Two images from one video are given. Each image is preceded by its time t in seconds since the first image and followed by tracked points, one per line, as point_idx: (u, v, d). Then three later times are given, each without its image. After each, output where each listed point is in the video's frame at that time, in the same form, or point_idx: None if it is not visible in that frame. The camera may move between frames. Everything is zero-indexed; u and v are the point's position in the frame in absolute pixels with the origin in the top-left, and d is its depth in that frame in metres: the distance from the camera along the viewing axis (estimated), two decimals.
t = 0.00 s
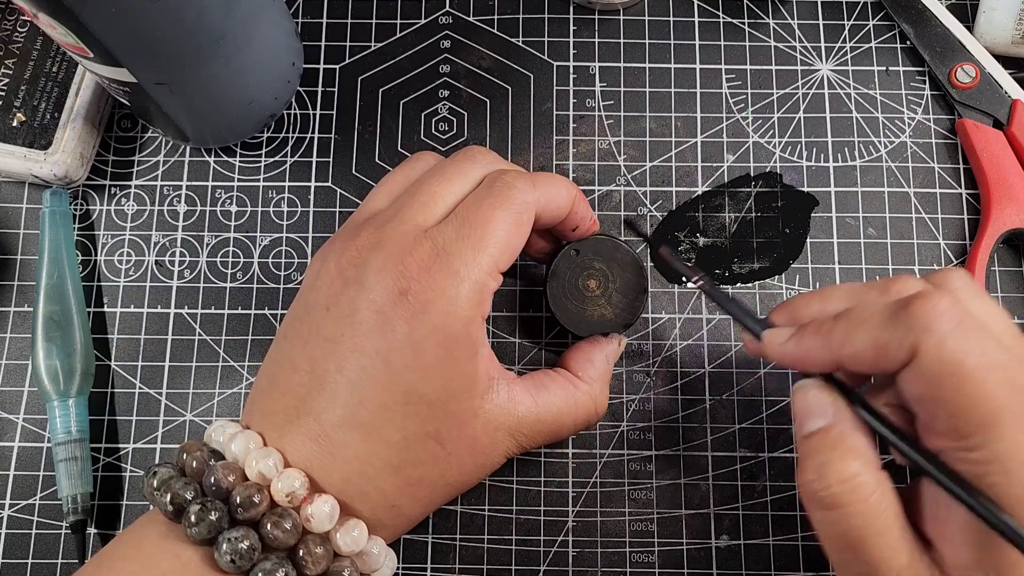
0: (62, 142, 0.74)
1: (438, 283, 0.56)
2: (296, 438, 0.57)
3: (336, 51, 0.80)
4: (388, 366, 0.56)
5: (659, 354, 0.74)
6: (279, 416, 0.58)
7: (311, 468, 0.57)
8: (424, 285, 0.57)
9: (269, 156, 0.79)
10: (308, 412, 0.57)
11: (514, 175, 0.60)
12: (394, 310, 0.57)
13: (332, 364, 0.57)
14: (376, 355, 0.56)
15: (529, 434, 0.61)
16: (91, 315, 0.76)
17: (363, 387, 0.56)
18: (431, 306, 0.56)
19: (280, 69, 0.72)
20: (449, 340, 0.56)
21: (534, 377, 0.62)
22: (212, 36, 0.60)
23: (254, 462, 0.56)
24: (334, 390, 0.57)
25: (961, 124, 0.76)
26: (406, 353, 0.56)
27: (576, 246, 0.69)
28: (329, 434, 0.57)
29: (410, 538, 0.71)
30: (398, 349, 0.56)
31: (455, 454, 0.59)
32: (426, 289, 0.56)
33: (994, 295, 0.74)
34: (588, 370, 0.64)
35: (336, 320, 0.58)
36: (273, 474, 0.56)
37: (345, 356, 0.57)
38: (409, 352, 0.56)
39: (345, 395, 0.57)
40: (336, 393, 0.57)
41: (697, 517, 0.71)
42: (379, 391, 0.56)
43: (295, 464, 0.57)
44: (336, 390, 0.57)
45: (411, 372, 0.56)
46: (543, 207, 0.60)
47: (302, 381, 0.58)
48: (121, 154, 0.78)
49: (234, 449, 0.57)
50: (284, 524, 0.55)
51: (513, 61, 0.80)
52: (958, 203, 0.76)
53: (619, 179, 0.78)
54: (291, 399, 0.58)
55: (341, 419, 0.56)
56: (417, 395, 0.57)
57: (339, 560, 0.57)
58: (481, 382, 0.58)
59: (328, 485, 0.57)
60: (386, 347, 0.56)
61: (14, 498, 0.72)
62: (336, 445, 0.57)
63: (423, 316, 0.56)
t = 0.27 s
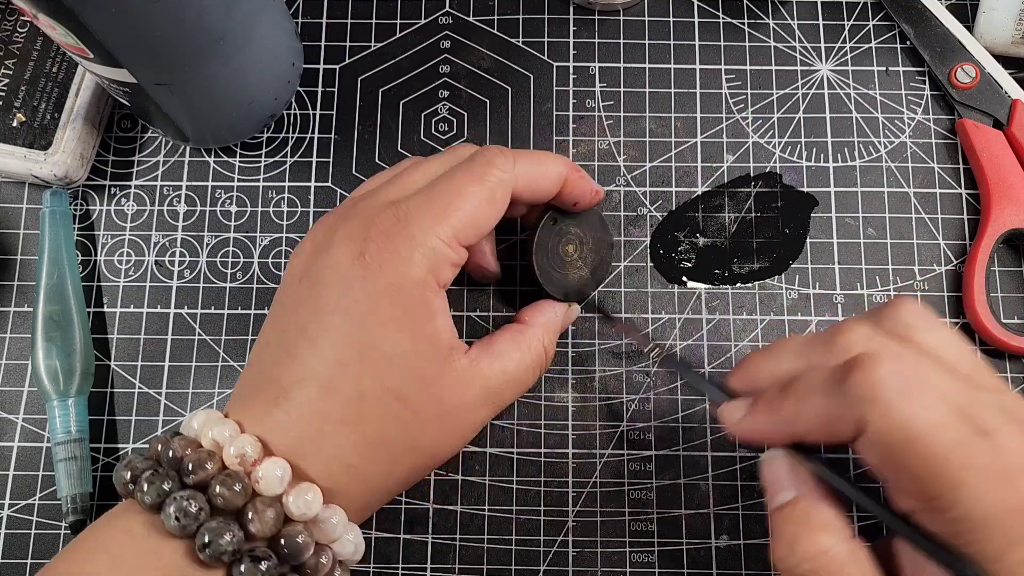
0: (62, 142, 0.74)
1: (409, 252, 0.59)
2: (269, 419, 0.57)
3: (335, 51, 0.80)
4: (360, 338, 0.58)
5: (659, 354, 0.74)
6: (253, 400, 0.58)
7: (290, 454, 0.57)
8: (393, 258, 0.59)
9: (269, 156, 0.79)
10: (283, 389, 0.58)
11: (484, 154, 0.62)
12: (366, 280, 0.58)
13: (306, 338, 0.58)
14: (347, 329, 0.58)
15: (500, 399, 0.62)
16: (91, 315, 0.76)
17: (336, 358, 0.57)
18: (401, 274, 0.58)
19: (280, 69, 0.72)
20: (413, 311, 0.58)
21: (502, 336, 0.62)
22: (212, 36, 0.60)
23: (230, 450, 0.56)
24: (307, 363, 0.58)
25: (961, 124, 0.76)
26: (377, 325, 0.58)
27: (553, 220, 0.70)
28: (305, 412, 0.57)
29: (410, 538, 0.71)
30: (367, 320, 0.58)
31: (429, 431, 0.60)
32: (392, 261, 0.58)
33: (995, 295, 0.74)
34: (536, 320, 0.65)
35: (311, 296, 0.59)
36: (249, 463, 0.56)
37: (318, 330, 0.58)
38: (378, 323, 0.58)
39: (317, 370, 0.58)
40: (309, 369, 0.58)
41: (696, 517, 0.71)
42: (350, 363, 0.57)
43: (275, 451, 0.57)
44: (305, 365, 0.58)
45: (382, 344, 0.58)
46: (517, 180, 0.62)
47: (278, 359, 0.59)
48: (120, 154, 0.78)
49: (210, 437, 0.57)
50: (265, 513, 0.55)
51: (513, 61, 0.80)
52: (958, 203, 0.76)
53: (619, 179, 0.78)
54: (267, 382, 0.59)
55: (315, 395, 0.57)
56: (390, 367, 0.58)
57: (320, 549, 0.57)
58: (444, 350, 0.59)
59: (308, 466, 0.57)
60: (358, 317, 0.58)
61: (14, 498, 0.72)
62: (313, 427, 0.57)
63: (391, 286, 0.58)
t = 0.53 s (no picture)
0: (62, 142, 0.74)
1: (371, 232, 0.58)
2: (235, 404, 0.58)
3: (335, 51, 0.80)
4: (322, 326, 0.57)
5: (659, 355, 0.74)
6: (223, 390, 0.59)
7: (260, 448, 0.58)
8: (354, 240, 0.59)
9: (269, 156, 0.79)
10: (251, 379, 0.58)
11: (445, 133, 0.62)
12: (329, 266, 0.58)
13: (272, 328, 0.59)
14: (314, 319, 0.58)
15: (464, 384, 0.59)
16: (91, 315, 0.76)
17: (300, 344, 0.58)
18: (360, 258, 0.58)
19: (280, 69, 0.72)
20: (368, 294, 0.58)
21: (461, 322, 0.59)
22: (211, 36, 0.60)
23: (205, 450, 0.56)
24: (274, 351, 0.58)
25: (961, 124, 0.76)
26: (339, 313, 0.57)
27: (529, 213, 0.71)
28: (269, 400, 0.58)
29: (410, 538, 0.71)
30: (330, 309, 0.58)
31: (392, 418, 0.58)
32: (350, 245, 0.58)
33: (994, 295, 0.74)
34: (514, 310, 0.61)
35: (280, 283, 0.60)
36: (220, 462, 0.56)
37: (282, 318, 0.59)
38: (338, 309, 0.57)
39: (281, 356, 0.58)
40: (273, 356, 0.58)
41: (696, 517, 0.71)
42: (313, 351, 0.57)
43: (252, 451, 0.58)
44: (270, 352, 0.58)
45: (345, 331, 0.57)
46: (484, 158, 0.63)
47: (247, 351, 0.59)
48: (121, 154, 0.78)
49: (185, 432, 0.57)
50: (238, 517, 0.55)
51: (513, 61, 0.80)
52: (958, 203, 0.76)
53: (619, 180, 0.78)
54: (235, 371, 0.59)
55: (281, 382, 0.58)
56: (348, 350, 0.57)
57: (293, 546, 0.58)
58: (403, 332, 0.58)
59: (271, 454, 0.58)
60: (322, 304, 0.58)
61: (14, 498, 0.72)
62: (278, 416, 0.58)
63: (353, 267, 0.58)
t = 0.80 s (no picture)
0: (62, 142, 0.74)
1: (396, 243, 0.58)
2: (253, 413, 0.57)
3: (335, 51, 0.80)
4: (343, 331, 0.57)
5: (659, 355, 0.74)
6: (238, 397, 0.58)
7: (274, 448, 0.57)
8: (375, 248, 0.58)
9: (269, 156, 0.79)
10: (266, 388, 0.58)
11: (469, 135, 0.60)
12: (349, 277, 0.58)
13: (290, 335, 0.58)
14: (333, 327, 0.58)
15: (487, 400, 0.60)
16: (91, 315, 0.76)
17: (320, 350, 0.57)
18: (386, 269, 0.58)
19: (280, 70, 0.72)
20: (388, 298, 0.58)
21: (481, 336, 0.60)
22: (211, 36, 0.60)
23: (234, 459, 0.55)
24: (294, 357, 0.58)
25: (961, 124, 0.76)
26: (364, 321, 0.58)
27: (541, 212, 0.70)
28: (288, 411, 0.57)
29: (409, 538, 0.71)
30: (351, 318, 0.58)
31: (418, 434, 0.59)
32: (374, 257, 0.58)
33: (995, 295, 0.74)
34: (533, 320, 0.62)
35: (297, 291, 0.60)
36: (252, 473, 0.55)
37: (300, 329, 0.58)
38: (359, 316, 0.58)
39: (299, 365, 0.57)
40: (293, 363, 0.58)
41: (697, 517, 0.71)
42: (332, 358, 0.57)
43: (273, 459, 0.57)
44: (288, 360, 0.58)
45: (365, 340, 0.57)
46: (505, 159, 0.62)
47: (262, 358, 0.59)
48: (121, 154, 0.78)
49: (214, 441, 0.56)
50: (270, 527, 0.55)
51: (513, 61, 0.80)
52: (958, 203, 0.76)
53: (619, 179, 0.78)
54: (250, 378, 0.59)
55: (298, 390, 0.57)
56: (372, 358, 0.57)
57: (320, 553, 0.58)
58: (425, 344, 0.58)
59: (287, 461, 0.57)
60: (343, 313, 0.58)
61: (14, 498, 0.72)
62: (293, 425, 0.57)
63: (385, 279, 0.58)
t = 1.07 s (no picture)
0: (62, 142, 0.74)
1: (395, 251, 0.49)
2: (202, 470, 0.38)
3: (335, 51, 0.80)
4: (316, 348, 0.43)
5: (659, 354, 0.74)
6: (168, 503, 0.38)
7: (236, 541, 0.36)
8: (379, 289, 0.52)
9: (269, 156, 0.79)
10: (315, 463, 0.37)
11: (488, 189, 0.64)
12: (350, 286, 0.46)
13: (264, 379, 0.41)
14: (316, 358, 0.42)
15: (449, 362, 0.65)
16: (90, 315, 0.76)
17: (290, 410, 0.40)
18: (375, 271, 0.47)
19: (280, 70, 0.72)
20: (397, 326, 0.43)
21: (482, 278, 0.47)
22: (212, 37, 0.60)
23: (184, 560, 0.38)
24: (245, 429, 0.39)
25: (961, 124, 0.76)
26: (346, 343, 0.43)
27: (553, 211, 0.76)
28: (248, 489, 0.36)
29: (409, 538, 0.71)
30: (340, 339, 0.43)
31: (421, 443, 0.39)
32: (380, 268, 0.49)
33: (995, 294, 0.74)
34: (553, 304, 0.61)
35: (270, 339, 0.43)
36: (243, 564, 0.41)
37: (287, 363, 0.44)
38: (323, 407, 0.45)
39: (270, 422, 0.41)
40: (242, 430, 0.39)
41: (696, 516, 0.71)
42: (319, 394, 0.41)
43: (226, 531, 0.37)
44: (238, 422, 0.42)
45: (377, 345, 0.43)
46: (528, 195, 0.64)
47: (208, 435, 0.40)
48: (121, 154, 0.78)
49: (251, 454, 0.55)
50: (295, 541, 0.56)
51: (513, 61, 0.80)
52: (958, 203, 0.76)
53: (619, 179, 0.78)
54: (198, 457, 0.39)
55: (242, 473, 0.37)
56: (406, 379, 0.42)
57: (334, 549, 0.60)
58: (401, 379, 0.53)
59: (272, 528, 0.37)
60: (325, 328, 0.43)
61: (14, 498, 0.72)
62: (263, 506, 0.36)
63: (475, 281, 0.44)
